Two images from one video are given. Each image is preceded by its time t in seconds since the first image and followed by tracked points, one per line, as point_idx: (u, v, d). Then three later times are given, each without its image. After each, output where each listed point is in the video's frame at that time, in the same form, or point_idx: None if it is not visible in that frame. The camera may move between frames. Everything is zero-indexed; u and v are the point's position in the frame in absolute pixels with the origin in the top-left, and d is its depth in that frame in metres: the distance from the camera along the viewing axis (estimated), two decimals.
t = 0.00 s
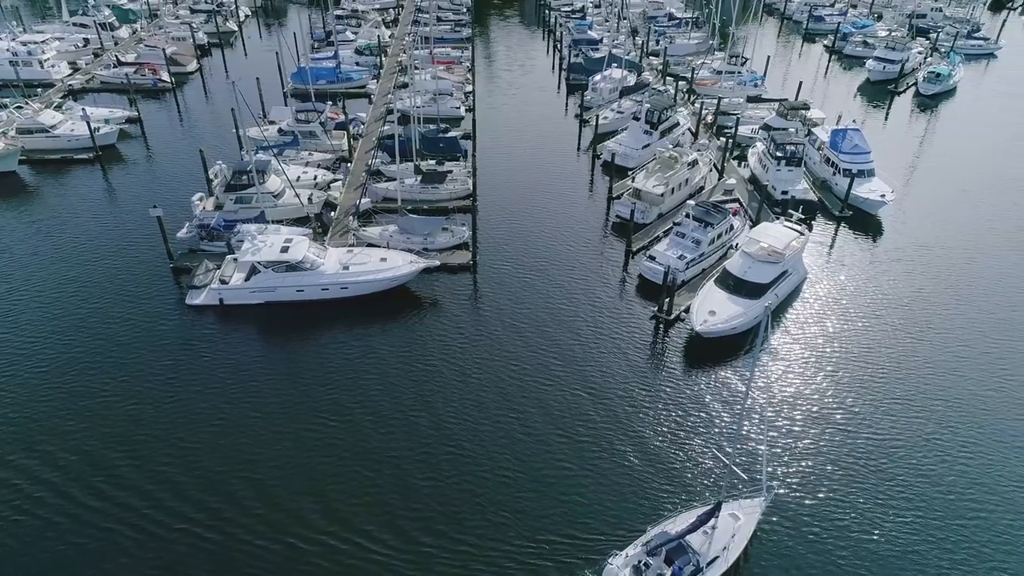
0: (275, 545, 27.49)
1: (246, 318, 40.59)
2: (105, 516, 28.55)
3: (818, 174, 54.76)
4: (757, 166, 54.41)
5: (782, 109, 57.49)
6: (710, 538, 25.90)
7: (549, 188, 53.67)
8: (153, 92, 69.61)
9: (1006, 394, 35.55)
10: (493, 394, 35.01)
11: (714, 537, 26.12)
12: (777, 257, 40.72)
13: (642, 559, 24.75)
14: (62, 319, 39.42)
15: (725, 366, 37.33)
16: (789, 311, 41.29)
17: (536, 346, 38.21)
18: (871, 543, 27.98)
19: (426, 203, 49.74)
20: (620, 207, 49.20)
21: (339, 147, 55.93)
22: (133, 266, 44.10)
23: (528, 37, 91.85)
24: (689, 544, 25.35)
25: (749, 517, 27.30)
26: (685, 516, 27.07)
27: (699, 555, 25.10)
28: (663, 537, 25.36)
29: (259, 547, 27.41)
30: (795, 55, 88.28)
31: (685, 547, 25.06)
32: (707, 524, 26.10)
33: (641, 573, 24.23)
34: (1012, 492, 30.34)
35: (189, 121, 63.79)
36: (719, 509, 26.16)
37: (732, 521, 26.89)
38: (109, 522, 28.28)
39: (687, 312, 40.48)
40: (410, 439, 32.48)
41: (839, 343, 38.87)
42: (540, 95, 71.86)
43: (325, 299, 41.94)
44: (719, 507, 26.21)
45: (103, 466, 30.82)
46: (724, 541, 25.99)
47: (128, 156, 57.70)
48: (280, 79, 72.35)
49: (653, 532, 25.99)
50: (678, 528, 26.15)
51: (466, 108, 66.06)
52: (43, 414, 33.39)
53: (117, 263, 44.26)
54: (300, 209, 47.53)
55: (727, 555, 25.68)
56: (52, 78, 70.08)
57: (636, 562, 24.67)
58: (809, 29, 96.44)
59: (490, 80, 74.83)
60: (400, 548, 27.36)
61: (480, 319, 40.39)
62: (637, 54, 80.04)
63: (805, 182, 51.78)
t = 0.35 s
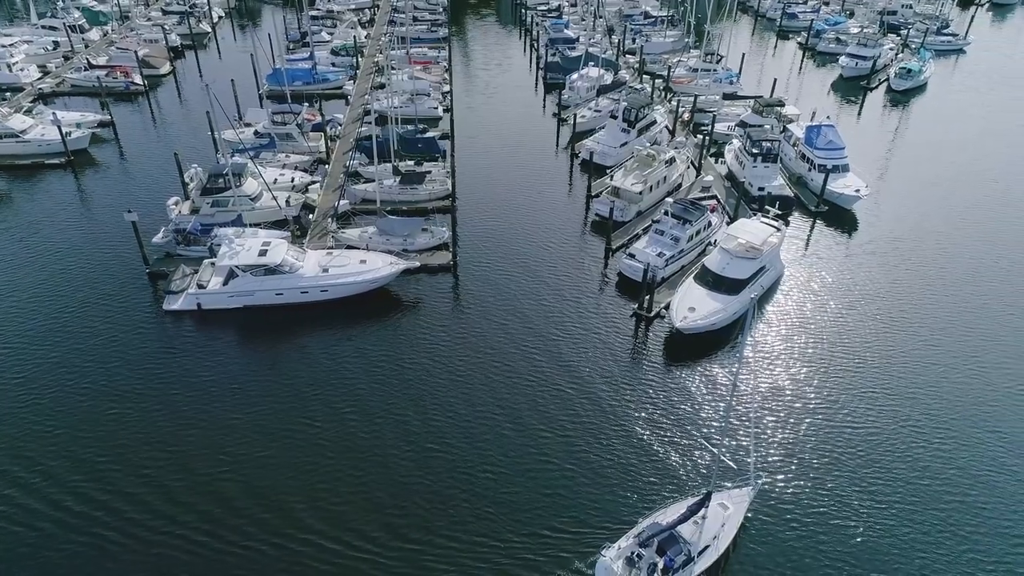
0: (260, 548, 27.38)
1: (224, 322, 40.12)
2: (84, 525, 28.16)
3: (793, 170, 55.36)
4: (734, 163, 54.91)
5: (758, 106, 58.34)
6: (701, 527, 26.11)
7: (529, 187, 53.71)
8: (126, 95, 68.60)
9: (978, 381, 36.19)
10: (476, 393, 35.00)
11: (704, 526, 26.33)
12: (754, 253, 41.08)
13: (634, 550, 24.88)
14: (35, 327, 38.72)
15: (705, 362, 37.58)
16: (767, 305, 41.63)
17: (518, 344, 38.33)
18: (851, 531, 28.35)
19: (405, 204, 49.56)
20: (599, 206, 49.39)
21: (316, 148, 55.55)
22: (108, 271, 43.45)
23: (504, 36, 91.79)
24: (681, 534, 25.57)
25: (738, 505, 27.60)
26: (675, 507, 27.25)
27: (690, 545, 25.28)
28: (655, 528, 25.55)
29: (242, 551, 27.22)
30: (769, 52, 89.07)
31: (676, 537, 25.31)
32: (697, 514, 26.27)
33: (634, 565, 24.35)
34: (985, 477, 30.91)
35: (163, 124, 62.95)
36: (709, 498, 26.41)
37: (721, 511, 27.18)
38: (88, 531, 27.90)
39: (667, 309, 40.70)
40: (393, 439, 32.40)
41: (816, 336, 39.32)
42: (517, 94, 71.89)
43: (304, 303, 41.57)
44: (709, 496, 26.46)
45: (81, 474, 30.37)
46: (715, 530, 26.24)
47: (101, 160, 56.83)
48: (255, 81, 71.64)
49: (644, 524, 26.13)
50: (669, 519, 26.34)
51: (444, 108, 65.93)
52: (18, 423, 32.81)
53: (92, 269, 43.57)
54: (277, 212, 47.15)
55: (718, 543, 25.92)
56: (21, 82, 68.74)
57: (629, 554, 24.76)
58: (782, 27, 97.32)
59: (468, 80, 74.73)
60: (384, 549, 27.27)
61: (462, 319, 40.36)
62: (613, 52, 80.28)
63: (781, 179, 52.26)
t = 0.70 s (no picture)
0: (242, 553, 27.12)
1: (202, 327, 39.64)
2: (62, 535, 27.76)
3: (769, 166, 55.92)
4: (710, 159, 55.33)
5: (733, 104, 58.71)
6: (692, 518, 26.35)
7: (508, 186, 53.67)
8: (97, 99, 67.55)
9: (951, 370, 36.81)
10: (459, 393, 34.98)
11: (695, 516, 26.63)
12: (732, 249, 41.41)
13: (627, 542, 25.11)
14: (8, 335, 38.05)
15: (686, 358, 37.80)
16: (746, 301, 41.97)
17: (500, 342, 38.36)
18: (831, 520, 28.72)
19: (384, 205, 49.34)
20: (578, 204, 49.54)
21: (293, 150, 55.12)
22: (82, 277, 42.78)
23: (480, 35, 91.73)
24: (672, 525, 25.84)
25: (728, 494, 27.87)
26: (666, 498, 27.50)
27: (682, 535, 25.57)
28: (646, 519, 25.82)
29: (224, 556, 26.95)
30: (743, 50, 89.88)
31: (667, 528, 25.62)
32: (688, 504, 26.57)
33: (628, 556, 24.55)
34: (959, 464, 31.43)
35: (136, 128, 62.08)
36: (699, 489, 26.64)
37: (711, 500, 27.49)
38: (66, 541, 27.49)
39: (647, 306, 40.89)
40: (375, 441, 32.25)
41: (793, 329, 39.75)
42: (495, 93, 71.86)
43: (283, 307, 41.21)
44: (699, 487, 26.68)
45: (58, 483, 29.92)
46: (705, 520, 26.52)
47: (73, 165, 55.86)
48: (229, 83, 70.90)
49: (635, 516, 26.37)
50: (660, 509, 26.58)
51: (422, 109, 65.76)
52: None
53: (65, 275, 42.85)
54: (255, 215, 46.69)
55: (709, 533, 26.18)
56: None
57: (622, 546, 24.96)
58: (756, 24, 98.24)
59: (445, 80, 74.53)
60: (367, 549, 27.16)
61: (444, 318, 40.30)
62: (589, 51, 80.53)
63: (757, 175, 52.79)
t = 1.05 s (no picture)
0: (224, 558, 26.89)
1: (181, 332, 39.16)
2: (41, 544, 27.39)
3: (747, 162, 56.39)
4: (690, 157, 55.68)
5: (711, 101, 59.33)
6: (682, 508, 26.84)
7: (490, 186, 53.63)
8: (70, 102, 66.54)
9: (927, 359, 37.36)
10: (443, 392, 34.91)
11: (686, 508, 27.10)
12: (712, 245, 41.70)
13: (620, 533, 25.52)
14: None
15: (668, 354, 37.97)
16: (726, 297, 42.26)
17: (483, 341, 38.32)
18: (812, 510, 29.06)
19: (364, 207, 49.11)
20: (559, 203, 49.62)
21: (272, 153, 54.69)
22: (58, 284, 42.14)
23: (458, 35, 91.56)
24: (663, 516, 26.32)
25: (718, 485, 28.29)
26: (656, 490, 27.99)
27: (673, 525, 26.01)
28: (638, 511, 26.28)
29: (207, 562, 26.73)
30: (720, 47, 90.52)
31: (658, 519, 26.07)
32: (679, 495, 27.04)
33: (622, 547, 24.90)
34: (935, 452, 31.89)
35: (111, 132, 61.25)
36: (688, 481, 27.15)
37: (702, 491, 27.95)
38: (46, 551, 27.14)
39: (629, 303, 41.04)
40: (359, 442, 32.11)
41: (772, 323, 40.11)
42: (475, 93, 71.77)
43: (264, 310, 40.83)
44: (689, 478, 27.25)
45: (36, 493, 29.50)
46: (696, 510, 27.01)
47: (47, 170, 54.97)
48: (205, 85, 70.18)
49: (627, 508, 26.79)
50: (651, 501, 27.02)
51: (401, 109, 65.52)
52: None
53: (40, 282, 42.19)
54: (233, 218, 46.24)
55: (699, 523, 26.68)
56: None
57: (615, 537, 25.35)
58: (732, 22, 98.99)
59: (424, 80, 74.32)
60: (353, 550, 27.12)
61: (428, 318, 40.21)
62: (568, 50, 80.71)
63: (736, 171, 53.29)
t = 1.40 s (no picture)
0: (210, 560, 26.75)
1: (163, 336, 38.73)
2: (24, 551, 27.13)
3: (729, 159, 56.75)
4: (672, 155, 55.94)
5: (693, 99, 59.71)
6: (676, 499, 27.03)
7: (474, 185, 53.60)
8: (47, 105, 65.68)
9: (907, 350, 37.79)
10: (429, 391, 34.90)
11: (679, 498, 27.30)
12: (696, 242, 41.96)
13: (615, 525, 25.64)
14: None
15: (653, 351, 38.10)
16: (711, 293, 42.50)
17: (469, 339, 38.37)
18: (797, 501, 29.31)
19: (347, 207, 48.89)
20: (543, 202, 49.67)
21: (253, 154, 54.34)
22: (37, 288, 41.63)
23: (440, 34, 91.34)
24: (657, 507, 26.43)
25: (710, 476, 28.60)
26: (650, 480, 28.07)
27: (668, 516, 26.22)
28: (632, 503, 26.30)
29: (193, 565, 26.61)
30: (701, 45, 91.01)
31: (653, 510, 26.20)
32: (672, 487, 27.12)
33: (617, 539, 25.16)
34: (916, 442, 32.27)
35: (89, 134, 60.53)
36: (682, 472, 27.20)
37: (694, 482, 28.16)
38: (29, 558, 26.87)
39: (614, 301, 41.16)
40: (345, 442, 32.02)
41: (755, 318, 40.40)
42: (457, 92, 71.68)
43: (247, 313, 40.48)
44: (683, 469, 27.27)
45: (19, 499, 29.20)
46: (689, 501, 27.23)
47: (24, 174, 54.24)
48: (185, 87, 69.53)
49: (621, 499, 26.85)
50: (646, 492, 27.09)
51: (383, 109, 65.31)
52: None
53: (19, 287, 41.65)
54: (215, 220, 45.88)
55: (693, 513, 26.93)
56: None
57: (611, 528, 25.60)
58: (713, 20, 99.59)
59: (406, 80, 74.08)
60: (341, 550, 27.10)
61: (413, 318, 40.15)
62: (550, 49, 80.80)
63: (718, 168, 53.62)
